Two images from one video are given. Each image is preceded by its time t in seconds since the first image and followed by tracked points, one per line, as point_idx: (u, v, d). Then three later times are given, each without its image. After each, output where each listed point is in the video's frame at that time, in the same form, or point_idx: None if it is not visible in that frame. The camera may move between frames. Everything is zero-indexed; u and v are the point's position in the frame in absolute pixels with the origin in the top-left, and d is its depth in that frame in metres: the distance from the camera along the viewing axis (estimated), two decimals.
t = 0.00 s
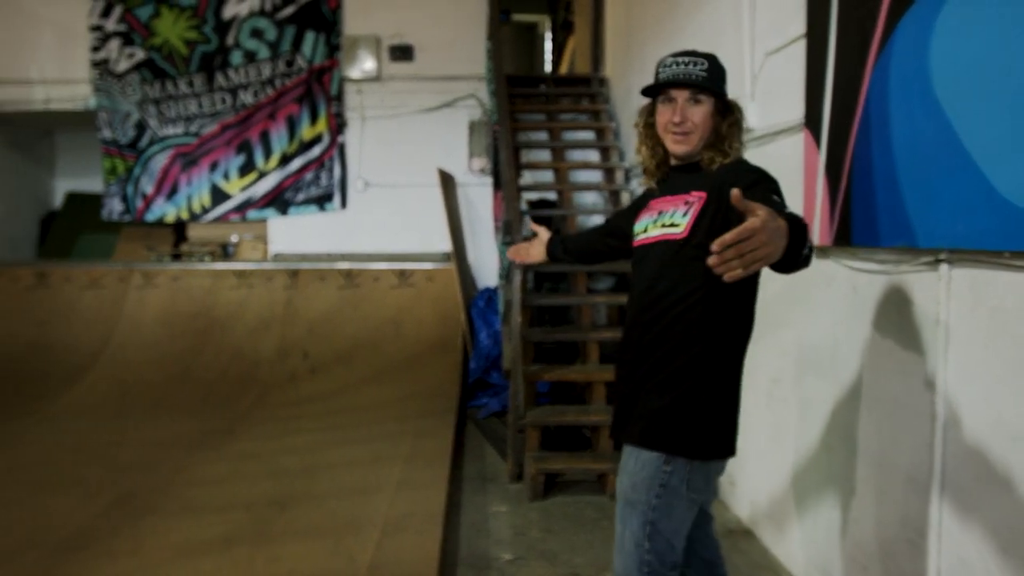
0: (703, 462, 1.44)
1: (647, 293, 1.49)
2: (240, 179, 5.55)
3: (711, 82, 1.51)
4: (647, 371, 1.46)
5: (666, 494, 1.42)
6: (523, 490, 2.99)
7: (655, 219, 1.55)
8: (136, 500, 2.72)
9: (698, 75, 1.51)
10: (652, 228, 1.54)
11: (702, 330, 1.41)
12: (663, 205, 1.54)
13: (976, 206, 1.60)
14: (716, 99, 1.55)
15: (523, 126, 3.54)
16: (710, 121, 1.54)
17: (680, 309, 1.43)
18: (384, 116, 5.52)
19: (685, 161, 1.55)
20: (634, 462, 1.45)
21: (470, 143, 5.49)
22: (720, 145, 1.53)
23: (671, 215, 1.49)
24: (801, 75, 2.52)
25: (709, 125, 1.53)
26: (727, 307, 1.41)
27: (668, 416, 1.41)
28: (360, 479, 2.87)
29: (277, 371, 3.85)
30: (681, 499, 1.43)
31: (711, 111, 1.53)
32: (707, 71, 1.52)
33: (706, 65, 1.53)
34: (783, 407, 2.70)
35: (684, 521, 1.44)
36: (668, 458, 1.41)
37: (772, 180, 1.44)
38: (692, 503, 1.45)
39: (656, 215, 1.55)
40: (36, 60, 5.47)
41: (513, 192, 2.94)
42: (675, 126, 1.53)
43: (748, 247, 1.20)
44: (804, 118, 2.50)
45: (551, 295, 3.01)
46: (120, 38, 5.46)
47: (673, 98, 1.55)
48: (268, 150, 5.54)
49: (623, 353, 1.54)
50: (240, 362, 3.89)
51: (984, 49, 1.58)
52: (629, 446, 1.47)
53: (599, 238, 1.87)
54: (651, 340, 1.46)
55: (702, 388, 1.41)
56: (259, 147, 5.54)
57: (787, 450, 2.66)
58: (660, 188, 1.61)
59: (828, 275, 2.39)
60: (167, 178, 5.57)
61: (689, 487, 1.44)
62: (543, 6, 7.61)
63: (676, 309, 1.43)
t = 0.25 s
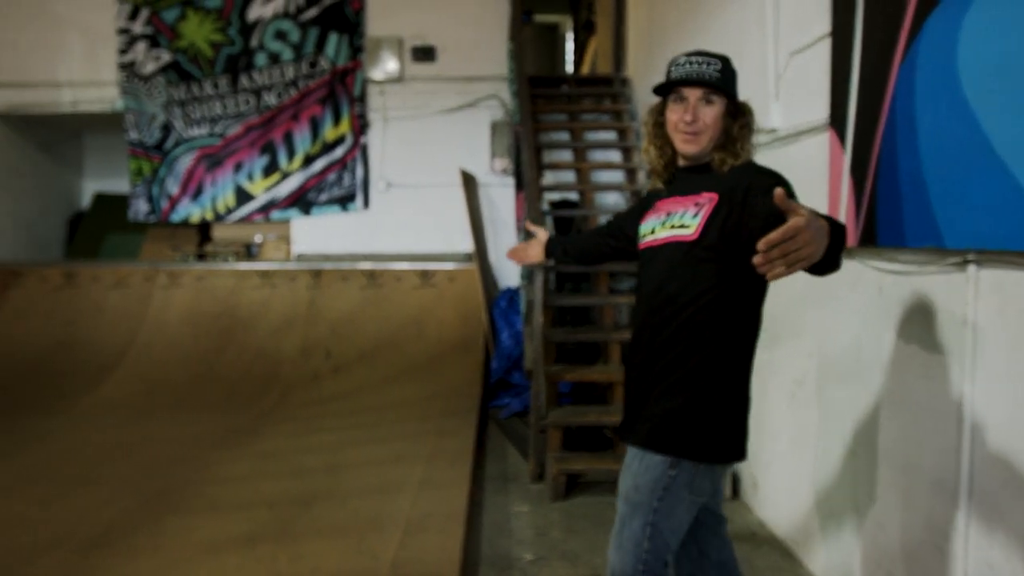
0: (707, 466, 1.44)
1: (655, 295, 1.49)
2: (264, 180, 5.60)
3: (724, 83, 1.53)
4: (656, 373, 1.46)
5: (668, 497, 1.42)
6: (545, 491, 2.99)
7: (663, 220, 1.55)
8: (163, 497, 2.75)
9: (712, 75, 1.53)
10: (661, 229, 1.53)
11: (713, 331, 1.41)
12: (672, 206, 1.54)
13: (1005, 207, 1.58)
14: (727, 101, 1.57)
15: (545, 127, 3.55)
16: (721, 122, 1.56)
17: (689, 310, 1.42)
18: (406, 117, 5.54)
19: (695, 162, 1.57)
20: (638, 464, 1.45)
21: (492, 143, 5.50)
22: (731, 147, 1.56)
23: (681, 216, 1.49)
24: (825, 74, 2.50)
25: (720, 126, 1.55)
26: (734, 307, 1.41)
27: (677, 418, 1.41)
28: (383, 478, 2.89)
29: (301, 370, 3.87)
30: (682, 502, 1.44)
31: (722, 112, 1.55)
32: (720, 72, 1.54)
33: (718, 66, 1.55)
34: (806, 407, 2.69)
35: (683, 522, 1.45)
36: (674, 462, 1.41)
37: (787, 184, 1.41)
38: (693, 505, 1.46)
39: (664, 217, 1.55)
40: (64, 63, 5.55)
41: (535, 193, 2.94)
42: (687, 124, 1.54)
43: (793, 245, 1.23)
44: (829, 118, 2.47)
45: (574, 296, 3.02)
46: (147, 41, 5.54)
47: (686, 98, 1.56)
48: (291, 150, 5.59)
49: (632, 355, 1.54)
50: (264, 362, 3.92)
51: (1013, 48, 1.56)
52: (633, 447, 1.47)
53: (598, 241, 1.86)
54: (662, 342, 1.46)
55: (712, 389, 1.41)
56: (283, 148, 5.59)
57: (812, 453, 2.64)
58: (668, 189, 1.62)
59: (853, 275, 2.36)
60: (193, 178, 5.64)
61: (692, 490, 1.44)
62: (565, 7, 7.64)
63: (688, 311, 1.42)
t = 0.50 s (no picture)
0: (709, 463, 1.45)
1: (653, 292, 1.48)
2: (282, 180, 5.63)
3: (729, 75, 1.51)
4: (651, 370, 1.47)
5: (675, 495, 1.43)
6: (562, 491, 2.98)
7: (665, 214, 1.54)
8: (182, 493, 2.77)
9: (716, 68, 1.51)
10: (660, 224, 1.53)
11: (711, 331, 1.41)
12: (676, 199, 1.53)
13: None
14: (731, 94, 1.55)
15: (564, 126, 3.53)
16: (724, 116, 1.54)
17: (687, 309, 1.42)
18: (424, 116, 5.55)
19: (698, 157, 1.55)
20: (640, 468, 1.45)
21: (510, 142, 5.48)
22: (736, 142, 1.53)
23: (684, 210, 1.48)
24: (847, 71, 2.47)
25: (724, 120, 1.53)
26: (730, 309, 1.40)
27: (673, 418, 1.42)
28: (401, 477, 2.89)
29: (319, 368, 3.89)
30: (689, 499, 1.45)
31: (726, 105, 1.53)
32: (725, 64, 1.52)
33: (724, 58, 1.52)
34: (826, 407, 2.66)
35: (693, 519, 1.46)
36: (675, 462, 1.42)
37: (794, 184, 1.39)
38: (701, 501, 1.47)
39: (666, 210, 1.54)
40: (86, 63, 5.60)
41: (553, 192, 2.93)
42: (689, 118, 1.53)
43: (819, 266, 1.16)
44: (851, 116, 2.43)
45: (592, 295, 3.00)
46: (166, 41, 5.59)
47: (690, 91, 1.55)
48: (310, 150, 5.61)
49: (626, 349, 1.54)
50: (282, 360, 3.94)
51: None
52: (633, 451, 1.48)
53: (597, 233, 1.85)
54: (656, 338, 1.46)
55: (706, 389, 1.42)
56: (301, 147, 5.62)
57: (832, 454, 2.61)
58: (671, 183, 1.61)
59: (876, 275, 2.33)
60: (212, 178, 5.69)
61: (698, 486, 1.45)
62: (583, 5, 7.63)
63: (681, 310, 1.43)
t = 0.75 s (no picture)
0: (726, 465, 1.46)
1: (661, 296, 1.49)
2: (299, 180, 5.66)
3: (729, 75, 1.49)
4: (661, 375, 1.48)
5: (694, 498, 1.44)
6: (578, 492, 2.98)
7: (671, 218, 1.53)
8: (199, 491, 2.79)
9: (715, 69, 1.49)
10: (668, 226, 1.52)
11: (720, 335, 1.41)
12: (683, 203, 1.52)
13: None
14: (734, 94, 1.53)
15: (580, 125, 3.52)
16: (728, 117, 1.52)
17: (696, 314, 1.42)
18: (440, 116, 5.56)
19: (705, 160, 1.54)
20: (658, 474, 1.45)
21: (525, 142, 5.45)
22: (743, 143, 1.51)
23: (693, 214, 1.46)
24: (866, 70, 2.45)
25: (728, 121, 1.52)
26: (740, 315, 1.40)
27: (686, 424, 1.42)
28: (417, 476, 2.89)
29: (335, 367, 3.90)
30: (708, 500, 1.46)
31: (729, 106, 1.51)
32: (725, 64, 1.49)
33: (723, 57, 1.50)
34: (843, 408, 2.65)
35: (712, 520, 1.47)
36: (693, 466, 1.43)
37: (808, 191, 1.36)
38: (719, 501, 1.48)
39: (673, 214, 1.53)
40: (104, 64, 5.64)
41: (569, 192, 2.93)
42: (693, 122, 1.52)
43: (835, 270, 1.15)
44: (870, 116, 2.41)
45: (608, 296, 3.00)
46: (184, 42, 5.63)
47: (691, 94, 1.54)
48: (326, 150, 5.63)
49: (635, 353, 1.56)
50: (298, 360, 3.96)
51: None
52: (649, 459, 1.47)
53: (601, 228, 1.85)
54: (665, 344, 1.47)
55: (716, 394, 1.42)
56: (317, 147, 5.64)
57: (849, 454, 2.60)
58: (677, 186, 1.60)
59: (895, 276, 2.31)
60: (229, 178, 5.74)
61: (716, 488, 1.46)
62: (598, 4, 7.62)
63: (690, 316, 1.43)
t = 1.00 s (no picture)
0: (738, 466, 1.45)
1: (673, 298, 1.45)
2: (313, 180, 5.69)
3: (746, 72, 1.47)
4: (673, 377, 1.45)
5: (708, 500, 1.44)
6: (592, 492, 2.97)
7: (679, 217, 1.49)
8: (213, 490, 2.80)
9: (732, 64, 1.47)
10: (678, 226, 1.47)
11: (733, 337, 1.40)
12: (693, 201, 1.48)
13: None
14: (748, 92, 1.51)
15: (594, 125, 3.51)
16: (741, 115, 1.50)
17: (709, 316, 1.40)
18: (454, 115, 5.56)
19: (715, 157, 1.52)
20: (671, 477, 1.44)
21: (539, 142, 5.45)
22: (756, 143, 1.49)
23: (705, 214, 1.43)
24: (884, 68, 2.43)
25: (741, 118, 1.50)
26: (753, 318, 1.40)
27: (701, 426, 1.41)
28: (431, 476, 2.89)
29: (349, 367, 3.91)
30: (721, 502, 1.46)
31: (743, 104, 1.49)
32: (742, 60, 1.48)
33: (741, 53, 1.48)
34: (858, 408, 2.64)
35: (724, 521, 1.47)
36: (706, 469, 1.42)
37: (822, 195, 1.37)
38: (731, 503, 1.48)
39: (681, 213, 1.49)
40: (121, 65, 5.69)
41: (583, 191, 2.92)
42: (706, 117, 1.50)
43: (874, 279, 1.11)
44: (887, 114, 2.38)
45: (622, 296, 2.99)
46: (199, 42, 5.66)
47: (705, 88, 1.51)
48: (340, 150, 5.65)
49: (642, 355, 1.52)
50: (311, 359, 3.98)
51: None
52: (661, 462, 1.46)
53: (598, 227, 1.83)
54: (676, 347, 1.44)
55: (729, 395, 1.41)
56: (332, 147, 5.66)
57: (864, 455, 2.58)
58: (683, 184, 1.56)
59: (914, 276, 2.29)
60: (243, 178, 5.77)
61: (727, 488, 1.47)
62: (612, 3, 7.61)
63: (703, 318, 1.41)
